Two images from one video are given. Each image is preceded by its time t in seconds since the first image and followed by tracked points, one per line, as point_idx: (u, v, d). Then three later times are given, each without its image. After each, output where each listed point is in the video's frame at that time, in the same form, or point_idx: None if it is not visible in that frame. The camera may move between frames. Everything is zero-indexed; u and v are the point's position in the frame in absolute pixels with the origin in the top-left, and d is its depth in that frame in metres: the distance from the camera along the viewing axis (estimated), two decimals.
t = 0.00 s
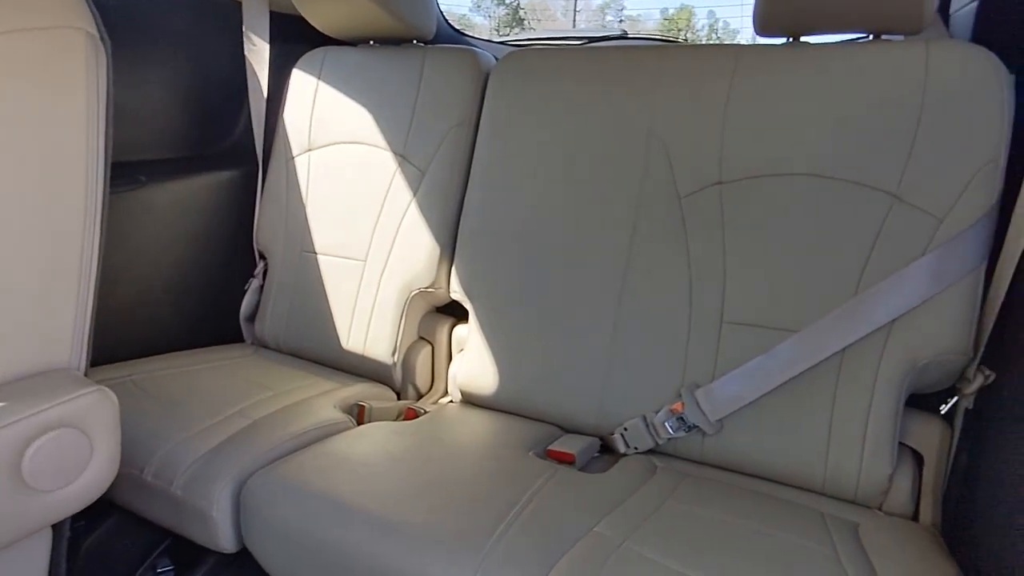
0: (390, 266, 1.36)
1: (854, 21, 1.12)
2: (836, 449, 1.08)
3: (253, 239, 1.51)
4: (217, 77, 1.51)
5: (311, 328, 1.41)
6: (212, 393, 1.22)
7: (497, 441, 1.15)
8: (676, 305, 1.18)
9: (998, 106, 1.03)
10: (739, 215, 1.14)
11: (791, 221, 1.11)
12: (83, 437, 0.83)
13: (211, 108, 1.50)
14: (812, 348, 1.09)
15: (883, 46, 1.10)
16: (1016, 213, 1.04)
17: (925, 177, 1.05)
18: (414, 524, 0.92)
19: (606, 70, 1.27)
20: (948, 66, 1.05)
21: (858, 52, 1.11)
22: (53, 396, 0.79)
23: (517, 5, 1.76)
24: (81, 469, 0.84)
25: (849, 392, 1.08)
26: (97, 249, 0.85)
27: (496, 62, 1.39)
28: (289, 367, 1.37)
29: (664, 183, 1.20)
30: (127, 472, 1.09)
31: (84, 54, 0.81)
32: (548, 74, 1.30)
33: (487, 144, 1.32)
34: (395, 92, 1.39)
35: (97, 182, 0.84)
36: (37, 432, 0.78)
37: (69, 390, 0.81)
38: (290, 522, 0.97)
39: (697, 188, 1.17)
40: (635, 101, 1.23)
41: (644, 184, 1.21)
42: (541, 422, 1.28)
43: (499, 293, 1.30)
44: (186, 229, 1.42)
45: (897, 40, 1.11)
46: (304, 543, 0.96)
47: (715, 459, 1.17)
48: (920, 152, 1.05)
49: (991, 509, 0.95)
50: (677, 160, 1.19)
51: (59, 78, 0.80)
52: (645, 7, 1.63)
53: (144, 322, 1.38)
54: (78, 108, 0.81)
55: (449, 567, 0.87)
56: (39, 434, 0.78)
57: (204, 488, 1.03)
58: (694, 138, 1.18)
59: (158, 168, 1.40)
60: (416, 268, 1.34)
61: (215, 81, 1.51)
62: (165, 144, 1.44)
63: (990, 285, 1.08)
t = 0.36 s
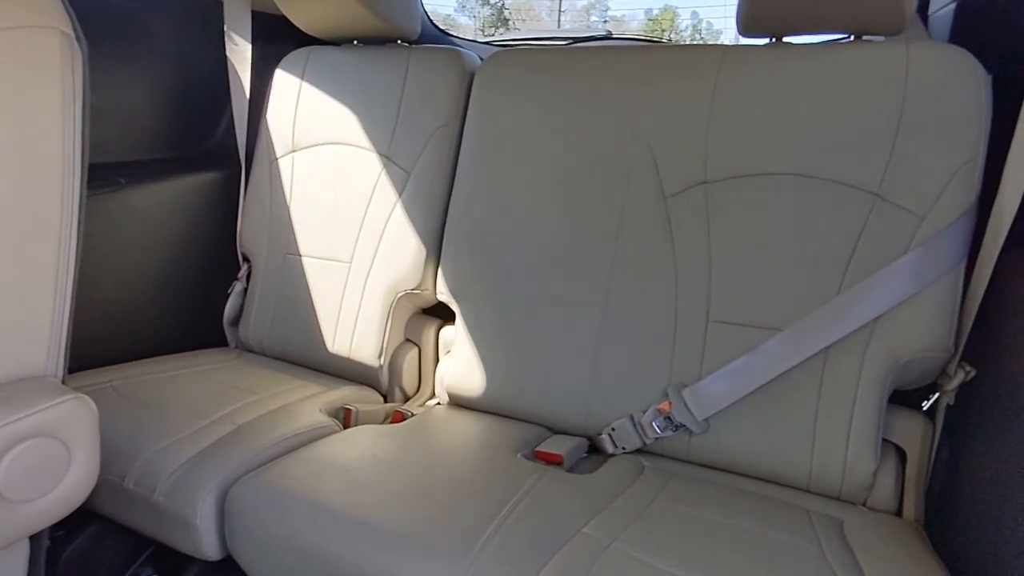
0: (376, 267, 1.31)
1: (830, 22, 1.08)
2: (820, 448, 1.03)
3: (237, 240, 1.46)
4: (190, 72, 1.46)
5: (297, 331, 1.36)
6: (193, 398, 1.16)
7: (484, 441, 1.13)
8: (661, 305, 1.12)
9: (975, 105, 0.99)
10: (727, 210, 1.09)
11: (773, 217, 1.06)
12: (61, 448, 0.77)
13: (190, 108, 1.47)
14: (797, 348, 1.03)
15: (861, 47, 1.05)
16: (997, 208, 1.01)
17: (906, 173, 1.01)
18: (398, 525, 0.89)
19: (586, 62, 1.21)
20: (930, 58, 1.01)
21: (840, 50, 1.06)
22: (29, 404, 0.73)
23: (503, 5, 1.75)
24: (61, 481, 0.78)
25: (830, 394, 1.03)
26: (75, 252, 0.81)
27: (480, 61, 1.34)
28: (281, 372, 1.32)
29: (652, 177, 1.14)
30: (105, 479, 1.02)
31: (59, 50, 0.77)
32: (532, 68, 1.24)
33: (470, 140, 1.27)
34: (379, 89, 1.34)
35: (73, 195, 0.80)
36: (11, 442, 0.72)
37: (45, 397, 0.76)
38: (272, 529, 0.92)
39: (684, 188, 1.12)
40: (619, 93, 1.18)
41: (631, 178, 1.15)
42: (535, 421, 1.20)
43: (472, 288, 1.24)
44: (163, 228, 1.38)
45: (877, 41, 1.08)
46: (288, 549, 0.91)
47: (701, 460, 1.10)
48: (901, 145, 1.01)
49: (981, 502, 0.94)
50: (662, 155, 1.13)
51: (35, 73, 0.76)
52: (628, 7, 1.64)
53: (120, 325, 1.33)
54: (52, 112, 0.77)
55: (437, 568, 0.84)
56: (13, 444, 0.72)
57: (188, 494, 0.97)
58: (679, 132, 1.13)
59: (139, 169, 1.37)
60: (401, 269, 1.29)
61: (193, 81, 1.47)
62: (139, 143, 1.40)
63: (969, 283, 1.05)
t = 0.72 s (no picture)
0: (368, 269, 1.30)
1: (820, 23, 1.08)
2: (812, 449, 1.03)
3: (229, 242, 1.45)
4: (181, 74, 1.46)
5: (290, 334, 1.36)
6: (185, 402, 1.15)
7: (476, 444, 1.13)
8: (654, 307, 1.12)
9: (964, 107, 0.99)
10: (720, 212, 1.09)
11: (765, 219, 1.06)
12: (47, 454, 0.76)
13: (181, 111, 1.46)
14: (790, 349, 1.04)
15: (851, 48, 1.06)
16: (986, 210, 1.01)
17: (896, 174, 1.01)
18: (391, 529, 0.90)
19: (578, 64, 1.22)
20: (920, 60, 1.01)
21: (831, 52, 1.06)
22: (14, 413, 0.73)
23: (498, 6, 1.76)
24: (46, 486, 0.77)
25: (821, 395, 1.03)
26: (61, 255, 0.81)
27: (473, 63, 1.34)
28: (275, 374, 1.32)
29: (644, 179, 1.14)
30: (97, 483, 1.02)
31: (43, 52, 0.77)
32: (525, 70, 1.24)
33: (463, 144, 1.27)
34: (371, 91, 1.34)
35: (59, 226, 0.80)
36: None
37: (31, 403, 0.75)
38: (264, 534, 0.92)
39: (675, 189, 1.12)
40: (611, 95, 1.18)
41: (623, 182, 1.15)
42: (527, 426, 1.20)
43: (464, 289, 1.24)
44: (155, 231, 1.37)
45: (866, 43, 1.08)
46: (281, 553, 0.91)
47: (693, 461, 1.11)
48: (891, 146, 1.01)
49: (972, 503, 0.95)
50: (654, 156, 1.14)
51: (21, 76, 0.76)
52: (623, 8, 1.65)
53: (111, 328, 1.32)
54: (37, 142, 0.77)
55: (432, 571, 0.84)
56: None
57: (180, 499, 0.97)
58: (672, 134, 1.13)
59: (131, 172, 1.35)
60: (393, 270, 1.28)
61: (184, 83, 1.47)
62: (129, 145, 1.39)
63: (959, 285, 1.05)
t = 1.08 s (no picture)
0: (361, 272, 1.30)
1: (811, 26, 1.08)
2: (803, 451, 1.03)
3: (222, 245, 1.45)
4: (172, 76, 1.46)
5: (282, 337, 1.36)
6: (176, 406, 1.15)
7: (468, 448, 1.13)
8: (645, 310, 1.12)
9: (954, 110, 1.00)
10: (711, 215, 1.09)
11: (756, 222, 1.07)
12: (33, 462, 0.76)
13: (172, 114, 1.46)
14: (781, 351, 1.04)
15: (841, 52, 1.06)
16: (975, 212, 1.00)
17: (887, 176, 1.02)
18: (381, 535, 0.89)
19: (570, 67, 1.22)
20: (910, 63, 1.02)
21: (821, 55, 1.07)
22: None
23: (494, 6, 1.75)
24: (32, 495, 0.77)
25: (812, 397, 1.04)
26: (49, 260, 0.81)
27: (465, 65, 1.34)
28: (267, 378, 1.32)
29: (636, 181, 1.14)
30: (87, 488, 1.02)
31: (29, 60, 0.78)
32: (517, 73, 1.24)
33: (456, 146, 1.27)
34: (364, 93, 1.34)
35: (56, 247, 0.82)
36: None
37: (17, 410, 0.75)
38: (255, 538, 0.92)
39: (667, 192, 1.12)
40: (603, 98, 1.18)
41: (615, 185, 1.15)
42: (519, 429, 1.20)
43: (456, 292, 1.24)
44: (145, 234, 1.36)
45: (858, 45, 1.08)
46: (272, 558, 0.91)
47: (685, 463, 1.11)
48: (882, 149, 1.02)
49: (961, 505, 0.95)
50: (645, 159, 1.14)
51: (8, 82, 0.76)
52: (620, 9, 1.66)
53: (102, 332, 1.32)
54: (25, 154, 0.77)
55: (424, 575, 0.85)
56: None
57: (170, 504, 0.97)
58: (664, 137, 1.13)
59: (122, 175, 1.35)
60: (386, 273, 1.28)
61: (175, 85, 1.46)
62: (120, 148, 1.38)
63: (948, 287, 1.06)
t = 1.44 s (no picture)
0: (356, 274, 1.30)
1: (805, 27, 1.08)
2: (797, 453, 1.03)
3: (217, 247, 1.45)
4: (166, 77, 1.45)
5: (277, 339, 1.35)
6: (169, 409, 1.15)
7: (462, 450, 1.13)
8: (639, 312, 1.12)
9: (947, 111, 1.00)
10: (705, 217, 1.09)
11: (749, 224, 1.07)
12: (20, 467, 0.76)
13: (166, 116, 1.46)
14: (775, 353, 1.04)
15: (835, 53, 1.06)
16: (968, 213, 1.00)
17: (880, 178, 1.01)
18: (373, 539, 0.89)
19: (564, 68, 1.21)
20: (903, 65, 1.01)
21: (814, 57, 1.06)
22: None
23: (493, 6, 1.73)
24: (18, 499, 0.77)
25: (806, 400, 1.03)
26: (37, 265, 0.81)
27: (460, 67, 1.34)
28: (261, 380, 1.32)
29: (630, 183, 1.14)
30: (79, 492, 1.01)
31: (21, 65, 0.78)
32: (511, 74, 1.24)
33: (450, 148, 1.27)
34: (359, 95, 1.33)
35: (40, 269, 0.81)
36: None
37: (6, 415, 0.74)
38: (247, 543, 0.92)
39: (661, 193, 1.12)
40: (596, 99, 1.17)
41: (609, 187, 1.15)
42: (514, 431, 1.20)
43: (450, 294, 1.24)
44: (139, 236, 1.36)
45: (851, 47, 1.08)
46: (264, 562, 0.91)
47: (679, 466, 1.11)
48: (875, 150, 1.02)
49: (954, 507, 0.95)
50: (640, 161, 1.14)
51: None
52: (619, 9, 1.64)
53: (95, 335, 1.31)
54: (14, 160, 0.78)
55: None
56: None
57: (160, 509, 0.96)
58: (657, 138, 1.13)
59: (116, 177, 1.35)
60: (380, 275, 1.28)
61: (170, 87, 1.46)
62: (114, 150, 1.38)
63: (942, 289, 1.06)
